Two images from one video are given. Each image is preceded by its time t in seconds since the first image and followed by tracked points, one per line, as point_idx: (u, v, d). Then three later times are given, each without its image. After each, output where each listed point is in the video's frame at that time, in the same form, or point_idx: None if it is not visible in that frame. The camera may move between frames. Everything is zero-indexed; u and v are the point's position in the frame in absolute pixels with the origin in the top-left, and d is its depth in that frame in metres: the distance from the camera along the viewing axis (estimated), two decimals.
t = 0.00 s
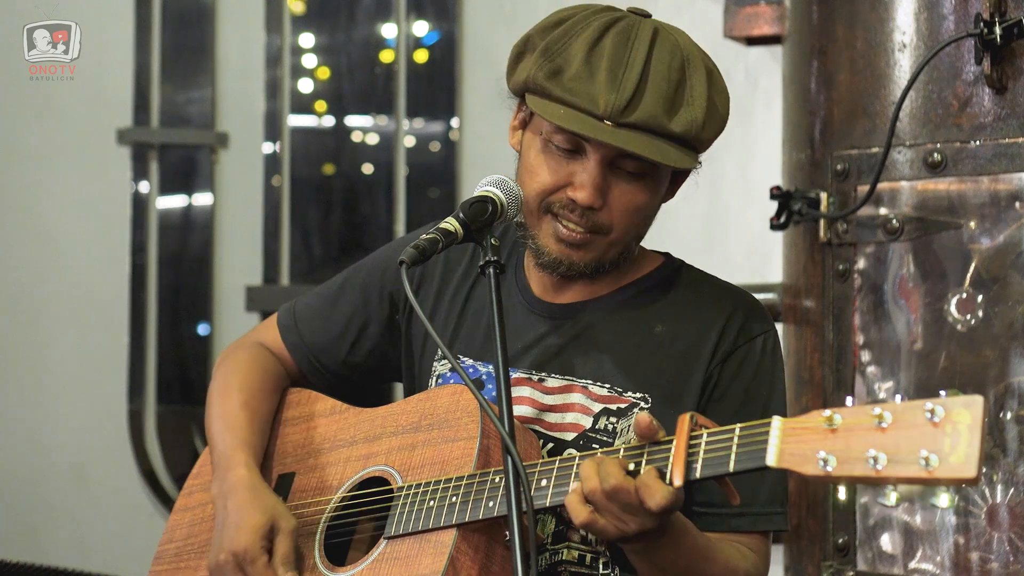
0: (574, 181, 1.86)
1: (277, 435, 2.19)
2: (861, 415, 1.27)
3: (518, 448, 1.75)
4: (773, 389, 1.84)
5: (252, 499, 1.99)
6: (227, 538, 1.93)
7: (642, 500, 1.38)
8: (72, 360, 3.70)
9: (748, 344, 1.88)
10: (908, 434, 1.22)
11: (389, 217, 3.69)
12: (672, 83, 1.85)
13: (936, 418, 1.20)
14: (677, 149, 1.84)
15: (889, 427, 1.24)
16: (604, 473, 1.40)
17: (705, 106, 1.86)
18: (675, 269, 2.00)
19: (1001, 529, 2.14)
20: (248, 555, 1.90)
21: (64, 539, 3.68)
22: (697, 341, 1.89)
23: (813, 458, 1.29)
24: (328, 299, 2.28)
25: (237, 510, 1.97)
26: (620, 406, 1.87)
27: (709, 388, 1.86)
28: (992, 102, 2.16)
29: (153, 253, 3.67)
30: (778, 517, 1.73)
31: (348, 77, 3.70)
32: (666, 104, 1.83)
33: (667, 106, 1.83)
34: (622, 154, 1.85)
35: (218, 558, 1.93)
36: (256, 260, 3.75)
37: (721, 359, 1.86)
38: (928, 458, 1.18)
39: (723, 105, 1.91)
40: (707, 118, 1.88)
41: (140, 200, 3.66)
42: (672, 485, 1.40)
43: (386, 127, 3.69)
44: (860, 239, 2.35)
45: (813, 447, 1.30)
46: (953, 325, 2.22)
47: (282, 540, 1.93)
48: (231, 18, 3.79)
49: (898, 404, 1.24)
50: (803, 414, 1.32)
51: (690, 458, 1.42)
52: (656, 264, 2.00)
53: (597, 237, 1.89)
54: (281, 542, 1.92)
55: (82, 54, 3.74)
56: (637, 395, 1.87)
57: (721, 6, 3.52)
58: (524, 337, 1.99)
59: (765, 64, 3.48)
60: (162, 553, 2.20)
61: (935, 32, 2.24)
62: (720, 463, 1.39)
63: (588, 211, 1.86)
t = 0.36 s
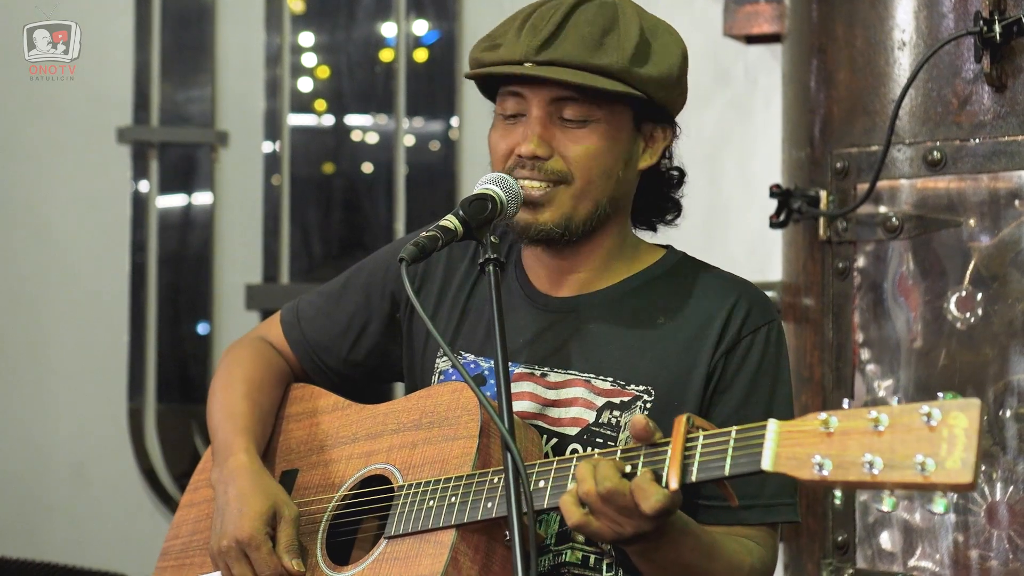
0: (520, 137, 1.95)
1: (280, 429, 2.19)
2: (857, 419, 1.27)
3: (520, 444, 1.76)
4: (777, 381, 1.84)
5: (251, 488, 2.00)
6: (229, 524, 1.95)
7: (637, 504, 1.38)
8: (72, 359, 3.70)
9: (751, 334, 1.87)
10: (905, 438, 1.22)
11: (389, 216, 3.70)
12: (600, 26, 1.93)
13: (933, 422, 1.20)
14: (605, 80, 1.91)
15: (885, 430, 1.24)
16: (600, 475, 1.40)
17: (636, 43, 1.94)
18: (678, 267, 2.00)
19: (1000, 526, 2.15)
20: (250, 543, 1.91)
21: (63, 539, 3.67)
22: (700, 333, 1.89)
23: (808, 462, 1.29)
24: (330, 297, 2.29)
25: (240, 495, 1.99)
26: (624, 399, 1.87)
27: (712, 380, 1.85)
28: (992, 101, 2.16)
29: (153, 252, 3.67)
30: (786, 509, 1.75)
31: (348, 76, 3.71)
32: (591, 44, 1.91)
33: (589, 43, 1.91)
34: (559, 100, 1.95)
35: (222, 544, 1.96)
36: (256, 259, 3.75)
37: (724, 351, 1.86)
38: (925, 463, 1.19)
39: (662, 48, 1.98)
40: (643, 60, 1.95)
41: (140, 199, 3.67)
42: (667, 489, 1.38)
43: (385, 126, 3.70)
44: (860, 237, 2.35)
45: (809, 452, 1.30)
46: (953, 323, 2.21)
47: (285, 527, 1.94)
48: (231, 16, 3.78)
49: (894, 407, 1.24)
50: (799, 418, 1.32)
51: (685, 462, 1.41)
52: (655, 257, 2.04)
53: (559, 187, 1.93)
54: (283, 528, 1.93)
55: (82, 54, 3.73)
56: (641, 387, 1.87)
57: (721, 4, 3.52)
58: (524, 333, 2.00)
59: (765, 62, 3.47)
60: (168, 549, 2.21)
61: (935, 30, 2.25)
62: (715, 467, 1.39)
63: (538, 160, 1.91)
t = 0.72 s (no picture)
0: (494, 140, 1.97)
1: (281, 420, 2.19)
2: (845, 430, 1.27)
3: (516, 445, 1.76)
4: (773, 381, 1.85)
5: (264, 437, 2.02)
6: (246, 475, 1.97)
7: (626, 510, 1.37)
8: (72, 358, 3.70)
9: (747, 333, 1.87)
10: (891, 450, 1.22)
11: (389, 215, 3.70)
12: (555, 20, 1.96)
13: (919, 435, 1.20)
14: (565, 69, 1.93)
15: (872, 442, 1.24)
16: (588, 480, 1.39)
17: (593, 29, 1.96)
18: (676, 266, 2.00)
19: (999, 525, 2.14)
20: (270, 487, 1.93)
21: (62, 539, 3.67)
22: (695, 331, 1.89)
23: (795, 473, 1.30)
24: (331, 293, 2.30)
25: (251, 447, 2.01)
26: (618, 398, 1.87)
27: (708, 379, 1.85)
28: (991, 100, 2.16)
29: (153, 252, 3.67)
30: (783, 508, 1.74)
31: (347, 76, 3.72)
32: (548, 36, 1.94)
33: (545, 37, 1.94)
34: (525, 98, 1.97)
35: (240, 493, 1.97)
36: (256, 259, 3.75)
37: (719, 350, 1.86)
38: (910, 476, 1.19)
39: (622, 32, 1.99)
40: (602, 48, 1.96)
41: (140, 199, 3.67)
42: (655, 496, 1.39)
43: (385, 125, 3.71)
44: (858, 236, 2.36)
45: (796, 462, 1.30)
46: (952, 322, 2.21)
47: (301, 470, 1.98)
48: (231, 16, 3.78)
49: (881, 419, 1.24)
50: (788, 428, 1.33)
51: (673, 469, 1.42)
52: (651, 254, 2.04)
53: (535, 183, 1.94)
54: (301, 472, 1.97)
55: (83, 54, 3.72)
56: (635, 387, 1.87)
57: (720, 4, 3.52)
58: (523, 330, 2.00)
59: (764, 62, 3.48)
60: (169, 543, 2.21)
61: (934, 29, 2.25)
62: (702, 475, 1.39)
63: (512, 158, 1.93)
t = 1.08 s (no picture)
0: (493, 140, 1.98)
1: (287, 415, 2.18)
2: (868, 444, 1.27)
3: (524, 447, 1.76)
4: (781, 376, 1.84)
5: (278, 419, 2.01)
6: (257, 452, 1.96)
7: (643, 520, 1.38)
8: (73, 357, 3.70)
9: (754, 328, 1.87)
10: (916, 465, 1.23)
11: (390, 214, 3.70)
12: (549, 19, 1.97)
13: (945, 450, 1.21)
14: (562, 67, 1.93)
15: (896, 457, 1.24)
16: (607, 490, 1.40)
17: (587, 27, 1.96)
18: (682, 262, 2.00)
19: (1001, 524, 2.15)
20: (281, 466, 1.92)
21: (63, 537, 3.67)
22: (703, 327, 1.89)
23: (818, 486, 1.29)
24: (334, 290, 2.30)
25: (263, 428, 2.00)
26: (627, 394, 1.87)
27: (716, 375, 1.85)
28: (992, 99, 2.17)
29: (154, 251, 3.67)
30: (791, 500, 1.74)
31: (348, 75, 3.72)
32: (542, 36, 1.94)
33: (540, 37, 1.94)
34: (522, 97, 1.97)
35: (249, 470, 1.96)
36: (257, 258, 3.75)
37: (727, 346, 1.86)
38: (936, 492, 1.19)
39: (616, 29, 2.00)
40: (597, 45, 1.97)
41: (141, 198, 3.67)
42: (675, 505, 1.38)
43: (385, 124, 3.72)
44: (860, 236, 2.36)
45: (818, 475, 1.30)
46: (953, 321, 2.21)
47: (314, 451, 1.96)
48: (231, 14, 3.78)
49: (905, 433, 1.24)
50: (809, 441, 1.32)
51: (693, 479, 1.42)
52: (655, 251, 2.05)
53: (535, 182, 1.95)
54: (313, 454, 1.96)
55: (83, 54, 3.72)
56: (644, 382, 1.87)
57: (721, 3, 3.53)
58: (526, 327, 2.00)
59: (765, 61, 3.48)
60: (171, 537, 2.21)
61: (935, 28, 2.25)
62: (724, 486, 1.39)
63: (511, 158, 1.94)
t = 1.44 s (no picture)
0: (491, 141, 1.98)
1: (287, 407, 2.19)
2: (867, 453, 1.27)
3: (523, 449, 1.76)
4: (779, 372, 1.84)
5: (291, 390, 2.04)
6: (273, 420, 1.98)
7: (642, 524, 1.39)
8: (73, 358, 3.70)
9: (751, 326, 1.87)
10: (916, 474, 1.22)
11: (390, 214, 3.70)
12: (547, 22, 1.97)
13: (945, 459, 1.21)
14: (560, 68, 1.93)
15: (896, 465, 1.24)
16: (606, 496, 1.40)
17: (585, 29, 1.96)
18: (678, 261, 2.00)
19: (1001, 525, 2.14)
20: (298, 431, 1.94)
21: (63, 537, 3.67)
22: (699, 326, 1.89)
23: (817, 494, 1.29)
24: (331, 291, 2.30)
25: (275, 398, 2.02)
26: (625, 391, 1.88)
27: (714, 373, 1.85)
28: (992, 100, 2.17)
29: (154, 251, 3.67)
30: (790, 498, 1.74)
31: (348, 75, 3.72)
32: (540, 38, 1.94)
33: (537, 39, 1.94)
34: (520, 99, 1.97)
35: (267, 440, 1.96)
36: (257, 258, 3.75)
37: (723, 343, 1.86)
38: (936, 501, 1.19)
39: (614, 31, 1.99)
40: (596, 46, 1.96)
41: (141, 198, 3.67)
42: (674, 511, 1.38)
43: (385, 124, 3.71)
44: (860, 236, 2.36)
45: (818, 484, 1.30)
46: (953, 322, 2.21)
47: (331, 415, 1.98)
48: (230, 14, 3.77)
49: (905, 442, 1.25)
50: (809, 449, 1.32)
51: (692, 486, 1.42)
52: (653, 249, 2.05)
53: (534, 184, 1.96)
54: (330, 419, 1.98)
55: (83, 54, 3.72)
56: (641, 378, 1.88)
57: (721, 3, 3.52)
58: (525, 326, 2.00)
59: (765, 61, 3.48)
60: (170, 536, 2.21)
61: (935, 29, 2.25)
62: (726, 493, 1.39)
63: (509, 159, 1.94)
